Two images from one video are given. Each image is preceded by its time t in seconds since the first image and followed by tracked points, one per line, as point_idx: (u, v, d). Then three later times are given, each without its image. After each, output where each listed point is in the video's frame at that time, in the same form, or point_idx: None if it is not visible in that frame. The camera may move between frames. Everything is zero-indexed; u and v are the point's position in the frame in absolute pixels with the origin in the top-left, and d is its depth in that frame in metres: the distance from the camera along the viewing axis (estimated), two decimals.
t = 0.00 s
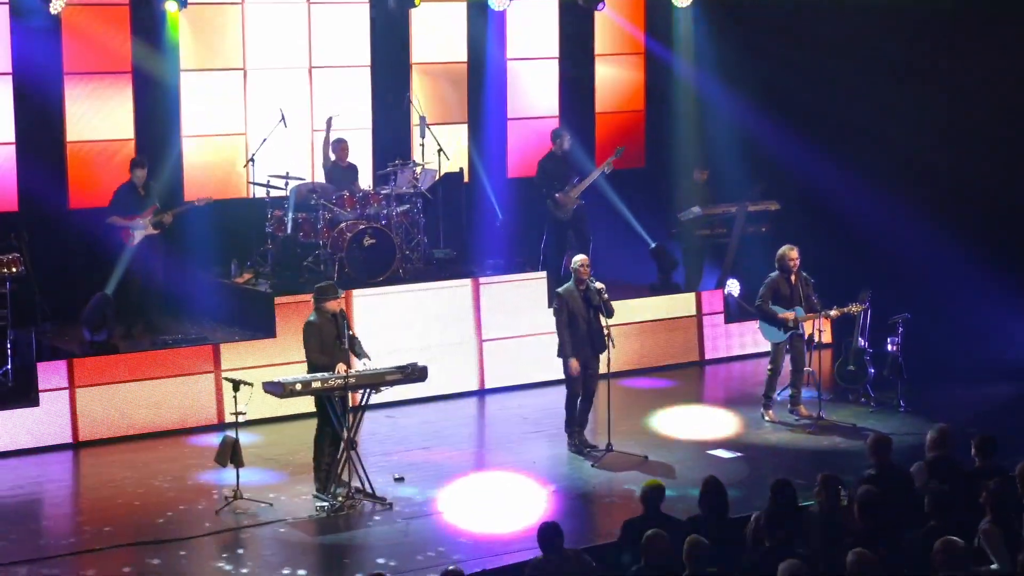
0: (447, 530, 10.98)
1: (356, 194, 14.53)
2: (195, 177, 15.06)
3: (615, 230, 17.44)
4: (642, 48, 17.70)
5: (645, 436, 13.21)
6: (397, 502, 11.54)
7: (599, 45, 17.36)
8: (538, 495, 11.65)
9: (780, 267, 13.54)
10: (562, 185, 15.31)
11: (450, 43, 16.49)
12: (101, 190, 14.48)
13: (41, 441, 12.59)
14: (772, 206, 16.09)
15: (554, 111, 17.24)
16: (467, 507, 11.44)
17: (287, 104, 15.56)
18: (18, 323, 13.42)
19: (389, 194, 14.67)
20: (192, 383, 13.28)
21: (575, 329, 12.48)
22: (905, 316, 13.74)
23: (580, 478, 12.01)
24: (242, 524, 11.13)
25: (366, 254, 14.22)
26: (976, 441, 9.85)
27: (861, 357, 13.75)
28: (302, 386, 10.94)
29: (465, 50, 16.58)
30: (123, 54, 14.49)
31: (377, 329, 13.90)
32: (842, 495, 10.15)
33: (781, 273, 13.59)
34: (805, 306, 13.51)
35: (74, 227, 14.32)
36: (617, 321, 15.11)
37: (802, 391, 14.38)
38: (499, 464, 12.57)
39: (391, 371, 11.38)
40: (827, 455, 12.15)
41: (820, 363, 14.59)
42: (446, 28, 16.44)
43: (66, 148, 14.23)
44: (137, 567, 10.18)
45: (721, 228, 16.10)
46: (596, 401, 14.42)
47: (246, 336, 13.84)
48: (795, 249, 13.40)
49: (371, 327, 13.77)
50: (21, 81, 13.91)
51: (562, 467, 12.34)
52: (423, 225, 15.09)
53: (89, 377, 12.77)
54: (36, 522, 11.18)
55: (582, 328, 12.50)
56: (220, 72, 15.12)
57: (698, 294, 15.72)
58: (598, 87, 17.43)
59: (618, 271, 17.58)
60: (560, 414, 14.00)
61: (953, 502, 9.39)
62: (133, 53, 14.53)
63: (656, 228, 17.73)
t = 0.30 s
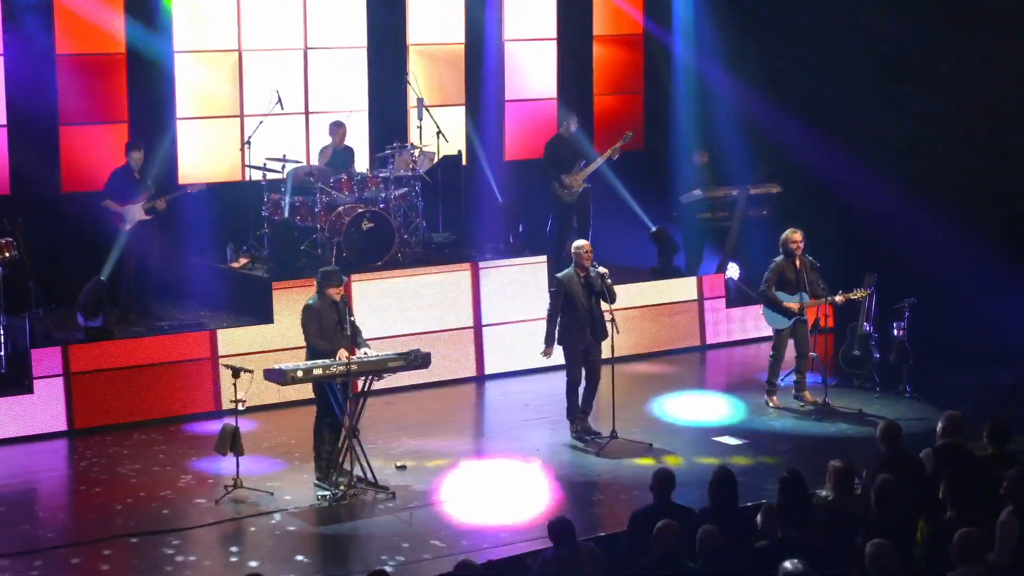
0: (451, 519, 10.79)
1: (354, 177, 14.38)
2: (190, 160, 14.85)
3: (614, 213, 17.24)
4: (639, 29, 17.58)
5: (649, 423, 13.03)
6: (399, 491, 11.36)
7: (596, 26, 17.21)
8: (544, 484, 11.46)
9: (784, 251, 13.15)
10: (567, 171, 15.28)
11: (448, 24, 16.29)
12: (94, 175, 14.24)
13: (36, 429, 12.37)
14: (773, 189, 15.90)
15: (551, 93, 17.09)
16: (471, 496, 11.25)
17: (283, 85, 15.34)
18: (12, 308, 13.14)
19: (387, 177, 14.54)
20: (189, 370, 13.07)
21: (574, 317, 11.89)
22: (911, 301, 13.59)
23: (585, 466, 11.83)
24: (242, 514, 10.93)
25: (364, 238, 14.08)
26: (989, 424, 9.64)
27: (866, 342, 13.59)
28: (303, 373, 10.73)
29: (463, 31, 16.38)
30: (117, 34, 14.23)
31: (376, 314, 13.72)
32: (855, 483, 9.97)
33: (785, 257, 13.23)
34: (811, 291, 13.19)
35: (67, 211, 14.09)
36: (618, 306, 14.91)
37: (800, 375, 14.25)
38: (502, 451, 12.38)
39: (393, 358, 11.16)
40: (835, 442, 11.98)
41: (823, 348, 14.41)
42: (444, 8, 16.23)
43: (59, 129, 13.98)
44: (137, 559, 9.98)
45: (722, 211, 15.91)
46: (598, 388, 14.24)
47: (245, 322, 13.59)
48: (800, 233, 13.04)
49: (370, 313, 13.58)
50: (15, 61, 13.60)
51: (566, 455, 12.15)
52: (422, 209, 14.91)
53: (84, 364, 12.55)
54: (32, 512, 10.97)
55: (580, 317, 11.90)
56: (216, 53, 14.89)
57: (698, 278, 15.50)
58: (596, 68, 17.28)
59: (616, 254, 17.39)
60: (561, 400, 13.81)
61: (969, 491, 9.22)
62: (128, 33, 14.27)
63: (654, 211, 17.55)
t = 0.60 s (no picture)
0: (445, 515, 10.63)
1: (340, 167, 14.18)
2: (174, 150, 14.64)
3: (601, 203, 17.08)
4: (627, 18, 17.26)
5: (642, 416, 12.87)
6: (390, 486, 11.18)
7: (584, 15, 16.98)
8: (539, 478, 11.30)
9: (777, 241, 12.93)
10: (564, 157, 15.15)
11: (435, 12, 16.09)
12: (78, 166, 14.02)
13: (19, 424, 12.17)
14: (762, 178, 15.78)
15: (538, 83, 16.88)
16: (465, 491, 11.08)
17: (268, 75, 15.13)
18: None
19: (374, 167, 14.34)
20: (175, 364, 12.87)
21: (563, 309, 11.62)
22: (904, 292, 13.44)
23: (579, 461, 11.66)
24: (231, 510, 10.74)
25: (351, 230, 13.81)
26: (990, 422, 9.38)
27: (859, 334, 13.45)
28: (294, 367, 10.54)
29: (449, 20, 16.17)
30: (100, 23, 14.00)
31: (364, 306, 13.54)
32: (856, 479, 9.79)
33: (778, 247, 13.01)
34: (803, 282, 13.01)
35: (49, 202, 13.87)
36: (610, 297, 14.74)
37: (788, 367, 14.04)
38: (494, 445, 12.21)
39: (384, 352, 10.97)
40: (830, 435, 11.84)
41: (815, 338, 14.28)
42: None
43: (41, 120, 13.74)
44: (124, 558, 9.79)
45: (712, 201, 15.74)
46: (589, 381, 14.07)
47: (232, 314, 13.40)
48: (793, 224, 12.80)
49: (358, 304, 13.41)
50: None
51: (559, 449, 12.00)
52: (409, 199, 14.72)
53: (68, 358, 12.35)
54: (15, 510, 10.77)
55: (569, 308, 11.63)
56: (199, 42, 14.67)
57: (687, 269, 15.31)
58: (584, 57, 17.05)
59: (603, 245, 17.24)
60: (552, 394, 13.64)
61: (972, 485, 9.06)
62: (110, 22, 14.04)
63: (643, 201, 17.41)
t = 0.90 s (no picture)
0: (442, 512, 10.44)
1: (330, 158, 14.01)
2: (160, 141, 14.40)
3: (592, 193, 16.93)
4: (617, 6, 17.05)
5: (637, 410, 12.69)
6: (387, 482, 10.98)
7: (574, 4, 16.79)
8: (537, 474, 11.12)
9: (772, 233, 12.53)
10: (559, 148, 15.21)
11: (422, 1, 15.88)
12: (62, 157, 13.79)
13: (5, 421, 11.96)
14: (754, 169, 15.48)
15: (527, 73, 16.69)
16: (461, 486, 10.90)
17: (256, 64, 14.91)
18: None
19: (364, 158, 14.13)
20: (164, 358, 12.65)
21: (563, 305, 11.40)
22: (902, 284, 13.29)
23: (577, 456, 11.50)
24: (224, 509, 10.52)
25: (342, 223, 13.60)
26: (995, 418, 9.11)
27: (856, 325, 13.27)
28: (288, 363, 10.33)
29: (437, 8, 15.97)
30: (81, 12, 13.76)
31: (355, 299, 13.32)
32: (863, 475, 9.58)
33: (773, 240, 12.60)
34: (799, 275, 12.59)
35: (32, 194, 13.64)
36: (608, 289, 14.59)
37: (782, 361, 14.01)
38: (489, 440, 12.04)
39: (379, 346, 10.79)
40: (831, 430, 11.68)
41: (810, 330, 14.13)
42: None
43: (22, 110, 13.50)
44: (115, 559, 9.57)
45: (704, 192, 15.55)
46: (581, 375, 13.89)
47: (220, 307, 13.19)
48: (790, 216, 12.40)
49: (349, 297, 13.21)
50: None
51: (555, 444, 11.81)
52: (398, 190, 14.51)
53: (54, 353, 12.13)
54: (3, 509, 10.56)
55: (568, 304, 11.41)
56: (184, 32, 14.43)
57: (681, 261, 15.11)
58: (572, 46, 16.87)
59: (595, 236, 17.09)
60: (545, 389, 13.44)
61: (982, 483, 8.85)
62: (93, 10, 13.80)
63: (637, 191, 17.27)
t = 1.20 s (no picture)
0: (443, 512, 10.28)
1: (323, 152, 13.77)
2: (152, 135, 14.21)
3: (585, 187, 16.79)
4: None
5: (636, 408, 12.56)
6: (386, 482, 10.83)
7: None
8: (537, 474, 10.99)
9: (772, 229, 12.22)
10: (554, 141, 14.99)
11: None
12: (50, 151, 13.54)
13: None
14: (749, 163, 15.51)
15: (520, 65, 16.47)
16: (459, 487, 10.77)
17: (247, 57, 14.72)
18: None
19: (357, 152, 13.91)
20: (156, 355, 12.48)
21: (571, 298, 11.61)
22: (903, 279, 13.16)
23: (577, 455, 11.36)
24: (222, 509, 10.36)
25: (335, 217, 13.45)
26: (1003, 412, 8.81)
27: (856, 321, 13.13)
28: (287, 360, 10.20)
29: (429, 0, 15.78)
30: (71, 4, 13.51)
31: (351, 297, 13.13)
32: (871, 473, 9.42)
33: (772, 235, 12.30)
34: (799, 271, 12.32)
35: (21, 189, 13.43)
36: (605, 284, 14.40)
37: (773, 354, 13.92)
38: (488, 439, 11.89)
39: (379, 344, 10.65)
40: (834, 427, 11.56)
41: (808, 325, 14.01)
42: None
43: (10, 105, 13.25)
44: (112, 560, 9.39)
45: (700, 186, 15.46)
46: (577, 372, 13.74)
47: (212, 303, 13.02)
48: (790, 211, 12.11)
49: (346, 295, 13.00)
50: None
51: (555, 443, 11.67)
52: (392, 184, 14.33)
53: (45, 351, 11.94)
54: None
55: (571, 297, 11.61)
56: (174, 24, 14.23)
57: (678, 256, 14.99)
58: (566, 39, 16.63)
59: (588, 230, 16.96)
60: (542, 386, 13.31)
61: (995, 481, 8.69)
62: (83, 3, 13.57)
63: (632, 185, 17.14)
